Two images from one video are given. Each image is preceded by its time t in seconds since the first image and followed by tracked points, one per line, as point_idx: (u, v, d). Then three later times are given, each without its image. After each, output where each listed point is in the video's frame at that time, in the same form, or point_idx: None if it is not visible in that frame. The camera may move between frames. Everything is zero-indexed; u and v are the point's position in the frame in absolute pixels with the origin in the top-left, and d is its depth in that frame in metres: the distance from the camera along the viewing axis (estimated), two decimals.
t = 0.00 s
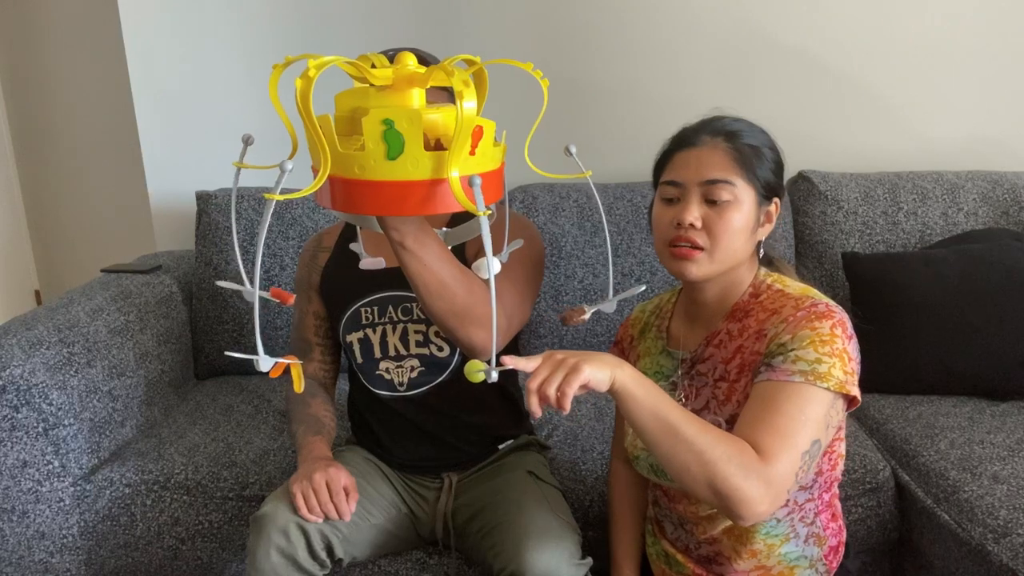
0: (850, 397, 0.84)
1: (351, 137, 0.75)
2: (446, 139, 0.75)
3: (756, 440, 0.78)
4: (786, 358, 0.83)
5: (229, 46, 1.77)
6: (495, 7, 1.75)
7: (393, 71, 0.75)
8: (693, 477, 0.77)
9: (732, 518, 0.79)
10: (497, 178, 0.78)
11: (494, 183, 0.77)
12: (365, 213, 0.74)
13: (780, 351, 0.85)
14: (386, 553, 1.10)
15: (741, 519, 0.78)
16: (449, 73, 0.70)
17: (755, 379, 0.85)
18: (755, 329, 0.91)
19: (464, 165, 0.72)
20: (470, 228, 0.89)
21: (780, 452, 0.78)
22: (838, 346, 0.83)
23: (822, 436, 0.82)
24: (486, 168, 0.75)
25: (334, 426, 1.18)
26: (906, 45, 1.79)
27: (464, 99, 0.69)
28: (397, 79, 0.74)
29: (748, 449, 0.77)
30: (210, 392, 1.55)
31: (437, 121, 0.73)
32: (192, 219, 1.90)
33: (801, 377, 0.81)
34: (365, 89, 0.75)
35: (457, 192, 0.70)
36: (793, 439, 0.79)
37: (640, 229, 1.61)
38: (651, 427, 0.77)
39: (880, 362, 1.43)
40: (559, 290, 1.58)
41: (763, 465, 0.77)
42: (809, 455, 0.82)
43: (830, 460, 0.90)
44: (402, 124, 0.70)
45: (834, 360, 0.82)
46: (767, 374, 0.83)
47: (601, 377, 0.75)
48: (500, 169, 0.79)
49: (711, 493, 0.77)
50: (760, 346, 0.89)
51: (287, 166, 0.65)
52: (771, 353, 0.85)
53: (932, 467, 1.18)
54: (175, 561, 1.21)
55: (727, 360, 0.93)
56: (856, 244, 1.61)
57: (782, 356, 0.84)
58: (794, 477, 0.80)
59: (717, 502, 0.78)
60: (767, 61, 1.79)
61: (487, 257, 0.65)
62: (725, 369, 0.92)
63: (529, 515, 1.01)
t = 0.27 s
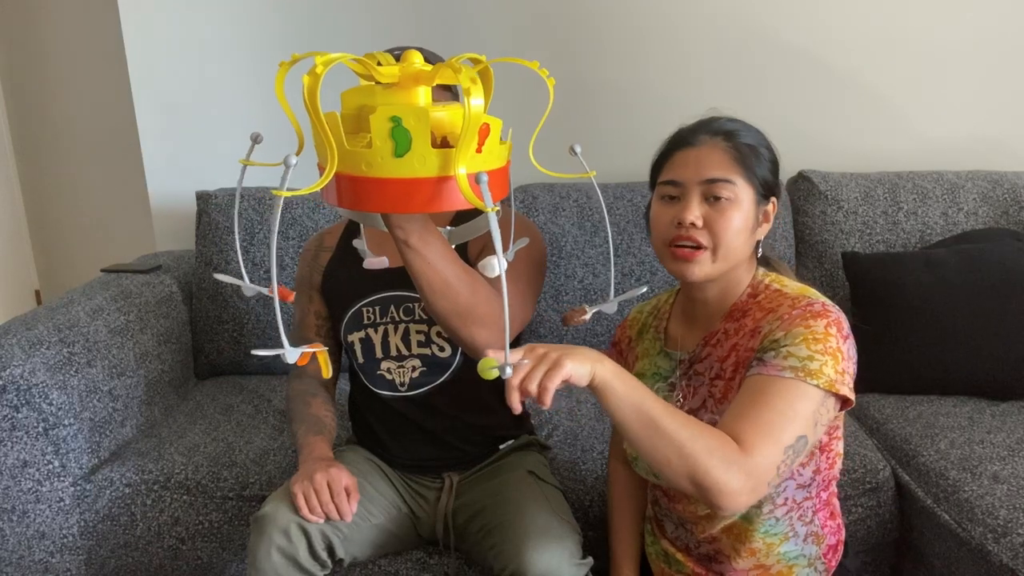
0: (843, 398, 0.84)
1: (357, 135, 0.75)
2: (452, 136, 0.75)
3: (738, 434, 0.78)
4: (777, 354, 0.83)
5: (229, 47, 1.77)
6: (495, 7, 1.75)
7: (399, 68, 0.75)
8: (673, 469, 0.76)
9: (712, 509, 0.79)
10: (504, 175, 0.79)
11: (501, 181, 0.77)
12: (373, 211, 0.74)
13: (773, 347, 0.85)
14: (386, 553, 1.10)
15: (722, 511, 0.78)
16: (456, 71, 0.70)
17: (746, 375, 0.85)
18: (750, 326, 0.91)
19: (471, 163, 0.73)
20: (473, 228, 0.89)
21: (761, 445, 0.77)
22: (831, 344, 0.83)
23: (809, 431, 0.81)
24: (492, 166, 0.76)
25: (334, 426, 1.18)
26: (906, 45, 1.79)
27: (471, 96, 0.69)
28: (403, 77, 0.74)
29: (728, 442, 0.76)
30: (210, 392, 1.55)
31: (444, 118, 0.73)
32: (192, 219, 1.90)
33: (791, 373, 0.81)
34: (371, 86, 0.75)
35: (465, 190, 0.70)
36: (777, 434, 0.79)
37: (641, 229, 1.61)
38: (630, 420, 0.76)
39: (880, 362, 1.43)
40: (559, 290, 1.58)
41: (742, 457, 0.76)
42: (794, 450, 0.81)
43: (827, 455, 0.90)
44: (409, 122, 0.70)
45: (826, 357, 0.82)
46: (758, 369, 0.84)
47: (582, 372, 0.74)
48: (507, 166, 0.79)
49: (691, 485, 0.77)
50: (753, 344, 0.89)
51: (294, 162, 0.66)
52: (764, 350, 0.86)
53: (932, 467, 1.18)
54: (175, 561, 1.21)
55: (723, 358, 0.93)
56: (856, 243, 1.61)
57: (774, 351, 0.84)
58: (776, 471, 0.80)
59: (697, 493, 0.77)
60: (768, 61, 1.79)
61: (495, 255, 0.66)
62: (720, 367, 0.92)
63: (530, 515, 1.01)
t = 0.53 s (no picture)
0: (841, 406, 0.85)
1: (363, 134, 0.75)
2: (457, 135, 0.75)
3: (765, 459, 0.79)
4: (777, 371, 0.83)
5: (230, 46, 1.77)
6: (495, 7, 1.75)
7: (404, 67, 0.75)
8: (701, 495, 0.78)
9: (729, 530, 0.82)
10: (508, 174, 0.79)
11: (505, 180, 0.78)
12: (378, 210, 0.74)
13: (770, 361, 0.85)
14: (386, 553, 1.10)
15: (739, 533, 0.81)
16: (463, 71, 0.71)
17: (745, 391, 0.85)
18: (745, 333, 0.91)
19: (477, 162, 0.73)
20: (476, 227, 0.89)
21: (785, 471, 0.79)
22: (827, 355, 0.83)
23: (815, 448, 0.84)
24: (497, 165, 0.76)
25: (335, 425, 1.18)
26: (907, 45, 1.79)
27: (478, 96, 0.69)
28: (408, 76, 0.74)
29: (758, 469, 0.78)
30: (211, 392, 1.55)
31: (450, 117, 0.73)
32: (193, 219, 1.90)
33: (792, 391, 0.81)
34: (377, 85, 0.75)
35: (471, 189, 0.70)
36: (796, 456, 0.81)
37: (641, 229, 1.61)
38: (669, 448, 0.76)
39: (880, 362, 1.44)
40: (559, 290, 1.58)
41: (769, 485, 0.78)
42: (803, 469, 0.84)
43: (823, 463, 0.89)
44: (415, 122, 0.70)
45: (824, 370, 0.82)
46: (757, 387, 0.83)
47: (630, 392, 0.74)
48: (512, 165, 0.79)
49: (716, 509, 0.79)
50: (750, 353, 0.89)
51: (302, 162, 0.67)
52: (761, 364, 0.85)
53: (932, 466, 1.18)
54: (175, 561, 1.21)
55: (717, 364, 0.93)
56: (857, 243, 1.61)
57: (772, 367, 0.84)
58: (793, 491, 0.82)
59: (719, 516, 0.80)
60: (768, 61, 1.79)
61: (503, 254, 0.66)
62: (715, 374, 0.93)
63: (530, 515, 1.01)
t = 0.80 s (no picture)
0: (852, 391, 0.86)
1: (364, 131, 0.75)
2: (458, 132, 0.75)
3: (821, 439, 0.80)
4: (796, 357, 0.83)
5: (230, 46, 1.77)
6: (495, 7, 1.75)
7: (405, 64, 0.76)
8: (768, 473, 0.78)
9: (783, 522, 0.81)
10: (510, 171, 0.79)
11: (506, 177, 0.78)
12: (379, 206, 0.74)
13: (783, 348, 0.85)
14: (386, 552, 1.10)
15: (793, 521, 0.80)
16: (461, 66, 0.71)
17: (765, 380, 0.85)
18: (749, 326, 0.90)
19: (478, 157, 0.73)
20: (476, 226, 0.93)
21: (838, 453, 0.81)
22: (838, 339, 0.84)
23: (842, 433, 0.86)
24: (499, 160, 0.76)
25: (335, 425, 1.18)
26: (906, 45, 1.79)
27: (479, 91, 0.69)
28: (409, 73, 0.75)
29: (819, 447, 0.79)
30: (211, 392, 1.55)
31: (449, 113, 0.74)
32: (192, 219, 1.90)
33: (815, 374, 0.82)
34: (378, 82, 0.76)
35: (473, 182, 0.70)
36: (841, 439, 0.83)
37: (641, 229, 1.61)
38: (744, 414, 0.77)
39: (880, 361, 1.43)
40: (559, 290, 1.58)
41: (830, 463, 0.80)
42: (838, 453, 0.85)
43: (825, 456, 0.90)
44: (416, 116, 0.71)
45: (840, 353, 0.83)
46: (779, 376, 0.84)
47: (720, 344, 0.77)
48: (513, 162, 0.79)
49: (779, 493, 0.78)
50: (759, 345, 0.88)
51: (304, 156, 0.68)
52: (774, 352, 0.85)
53: (932, 466, 1.18)
54: (175, 561, 1.21)
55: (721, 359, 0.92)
56: (857, 243, 1.61)
57: (790, 354, 0.84)
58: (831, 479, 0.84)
59: (779, 503, 0.79)
60: (768, 61, 1.79)
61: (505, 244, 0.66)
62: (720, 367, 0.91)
63: (530, 515, 1.01)
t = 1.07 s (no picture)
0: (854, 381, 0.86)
1: (361, 129, 0.75)
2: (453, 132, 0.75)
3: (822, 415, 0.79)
4: (797, 344, 0.83)
5: (229, 47, 1.77)
6: (495, 7, 1.75)
7: (402, 63, 0.75)
8: (759, 446, 0.78)
9: (793, 503, 0.80)
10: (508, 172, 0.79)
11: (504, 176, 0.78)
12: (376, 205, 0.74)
13: (785, 336, 0.85)
14: (386, 552, 1.10)
15: (802, 501, 0.79)
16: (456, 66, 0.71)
17: (769, 370, 0.85)
18: (753, 319, 0.91)
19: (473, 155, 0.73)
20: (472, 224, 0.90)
21: (845, 433, 0.80)
22: (839, 328, 0.84)
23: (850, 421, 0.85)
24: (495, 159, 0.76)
25: (335, 425, 1.18)
26: (906, 45, 1.79)
27: (473, 89, 0.70)
28: (406, 72, 0.75)
29: (816, 422, 0.79)
30: (210, 391, 1.55)
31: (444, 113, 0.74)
32: (192, 219, 1.90)
33: (816, 359, 0.82)
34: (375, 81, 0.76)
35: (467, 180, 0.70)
36: (846, 419, 0.81)
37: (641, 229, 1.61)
38: (725, 387, 0.80)
39: (880, 362, 1.43)
40: (559, 290, 1.58)
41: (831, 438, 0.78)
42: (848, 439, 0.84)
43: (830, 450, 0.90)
44: (411, 115, 0.71)
45: (841, 341, 0.83)
46: (782, 363, 0.84)
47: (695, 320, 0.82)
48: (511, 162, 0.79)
49: (776, 468, 0.78)
50: (763, 336, 0.89)
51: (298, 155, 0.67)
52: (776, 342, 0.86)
53: (932, 466, 1.18)
54: (175, 561, 1.21)
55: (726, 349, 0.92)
56: (857, 243, 1.61)
57: (792, 342, 0.84)
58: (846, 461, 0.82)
59: (781, 481, 0.79)
60: (768, 61, 1.79)
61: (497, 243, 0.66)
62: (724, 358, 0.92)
63: (530, 514, 1.01)
